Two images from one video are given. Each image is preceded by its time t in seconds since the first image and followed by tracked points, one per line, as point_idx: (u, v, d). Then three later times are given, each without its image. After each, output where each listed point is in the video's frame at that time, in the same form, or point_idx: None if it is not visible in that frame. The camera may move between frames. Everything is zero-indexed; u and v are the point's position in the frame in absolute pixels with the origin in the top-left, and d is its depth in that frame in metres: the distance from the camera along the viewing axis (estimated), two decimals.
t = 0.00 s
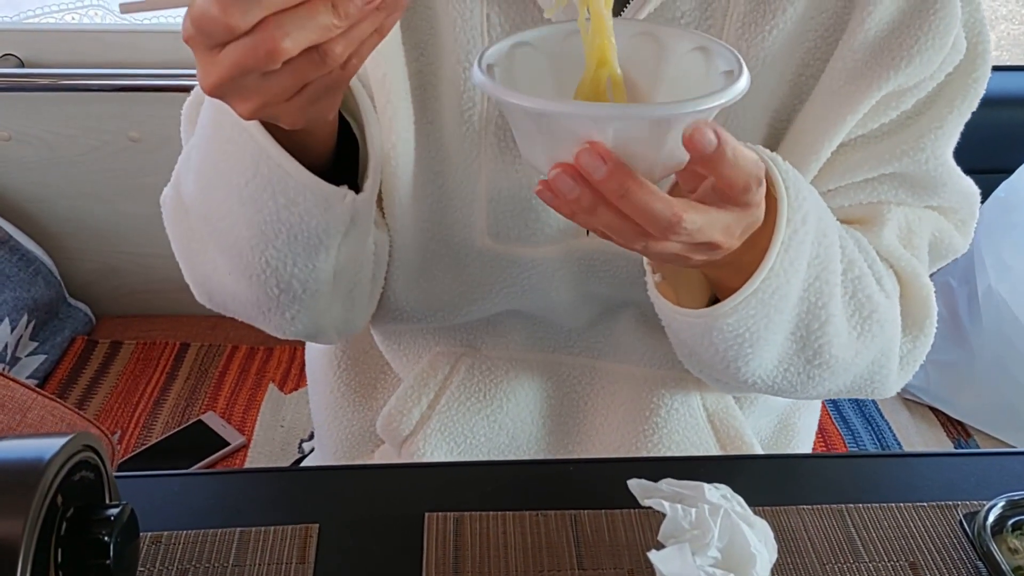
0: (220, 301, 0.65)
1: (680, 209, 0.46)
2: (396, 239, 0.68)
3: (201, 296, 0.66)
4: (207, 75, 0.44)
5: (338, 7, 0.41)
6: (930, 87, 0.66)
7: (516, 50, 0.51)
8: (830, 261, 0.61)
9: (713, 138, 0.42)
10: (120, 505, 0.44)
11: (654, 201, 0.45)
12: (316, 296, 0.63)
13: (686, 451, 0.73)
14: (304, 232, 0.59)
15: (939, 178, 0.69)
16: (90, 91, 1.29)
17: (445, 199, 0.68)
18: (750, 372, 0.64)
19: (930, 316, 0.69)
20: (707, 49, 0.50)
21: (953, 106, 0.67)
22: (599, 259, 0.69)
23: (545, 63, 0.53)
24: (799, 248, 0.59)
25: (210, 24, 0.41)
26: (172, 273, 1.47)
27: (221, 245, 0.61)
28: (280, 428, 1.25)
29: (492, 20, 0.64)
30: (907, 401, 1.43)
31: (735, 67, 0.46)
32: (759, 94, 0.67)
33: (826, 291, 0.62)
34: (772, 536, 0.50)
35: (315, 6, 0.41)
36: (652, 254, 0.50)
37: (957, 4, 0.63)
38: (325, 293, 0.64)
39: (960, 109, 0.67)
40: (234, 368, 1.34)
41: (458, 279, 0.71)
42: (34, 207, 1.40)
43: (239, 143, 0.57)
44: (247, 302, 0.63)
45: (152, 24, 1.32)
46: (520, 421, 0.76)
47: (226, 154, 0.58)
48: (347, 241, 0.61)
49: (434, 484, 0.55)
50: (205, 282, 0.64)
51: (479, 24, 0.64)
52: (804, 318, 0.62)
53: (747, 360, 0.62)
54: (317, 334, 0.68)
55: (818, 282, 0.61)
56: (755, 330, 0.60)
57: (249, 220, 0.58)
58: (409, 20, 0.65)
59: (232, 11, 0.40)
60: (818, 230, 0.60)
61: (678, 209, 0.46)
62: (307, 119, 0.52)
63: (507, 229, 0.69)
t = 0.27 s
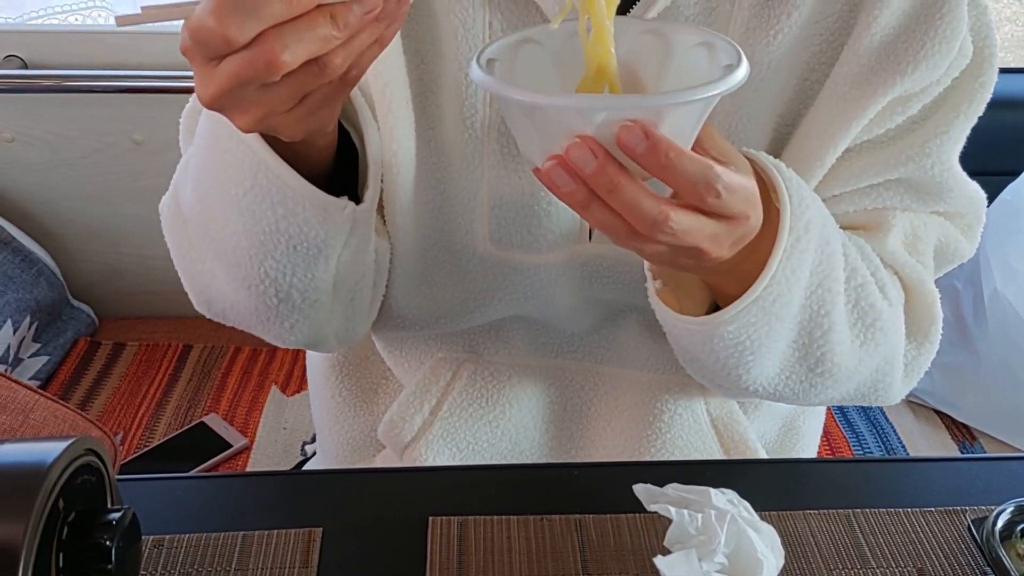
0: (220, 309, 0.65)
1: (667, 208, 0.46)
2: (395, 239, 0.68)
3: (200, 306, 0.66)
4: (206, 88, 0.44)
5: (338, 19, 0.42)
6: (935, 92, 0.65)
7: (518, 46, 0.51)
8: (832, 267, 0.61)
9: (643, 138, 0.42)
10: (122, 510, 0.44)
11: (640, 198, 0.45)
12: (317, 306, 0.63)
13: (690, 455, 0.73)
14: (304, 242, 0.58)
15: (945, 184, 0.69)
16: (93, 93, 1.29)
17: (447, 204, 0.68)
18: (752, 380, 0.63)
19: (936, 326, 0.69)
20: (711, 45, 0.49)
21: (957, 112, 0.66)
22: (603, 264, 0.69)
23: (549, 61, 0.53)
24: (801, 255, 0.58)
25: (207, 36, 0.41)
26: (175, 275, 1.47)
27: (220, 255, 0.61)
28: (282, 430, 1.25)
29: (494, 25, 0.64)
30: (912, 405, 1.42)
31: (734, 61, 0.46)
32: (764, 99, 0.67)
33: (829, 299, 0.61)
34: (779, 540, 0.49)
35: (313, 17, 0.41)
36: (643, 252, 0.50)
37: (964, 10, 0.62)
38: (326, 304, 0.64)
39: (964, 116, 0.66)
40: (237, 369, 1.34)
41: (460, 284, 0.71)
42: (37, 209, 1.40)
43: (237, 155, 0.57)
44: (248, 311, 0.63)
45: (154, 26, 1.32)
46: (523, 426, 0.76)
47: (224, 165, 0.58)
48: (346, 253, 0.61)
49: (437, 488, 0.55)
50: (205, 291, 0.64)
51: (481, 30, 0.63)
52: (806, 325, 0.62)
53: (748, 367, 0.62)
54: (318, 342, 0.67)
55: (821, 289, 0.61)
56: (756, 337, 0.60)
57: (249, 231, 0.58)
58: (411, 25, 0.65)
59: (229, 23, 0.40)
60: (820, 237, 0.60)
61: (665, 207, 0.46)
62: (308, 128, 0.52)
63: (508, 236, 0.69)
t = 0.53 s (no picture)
0: (221, 316, 0.64)
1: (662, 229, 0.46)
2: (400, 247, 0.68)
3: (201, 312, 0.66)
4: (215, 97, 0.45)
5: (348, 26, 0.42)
6: (942, 104, 0.65)
7: (544, 45, 0.50)
8: (842, 283, 0.61)
9: (661, 146, 0.41)
10: (120, 518, 0.43)
11: (637, 218, 0.45)
12: (320, 314, 0.63)
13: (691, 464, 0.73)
14: (309, 250, 0.58)
15: (951, 194, 0.68)
16: (96, 96, 1.29)
17: (450, 212, 0.68)
18: (760, 392, 0.63)
19: (939, 338, 0.68)
20: (738, 54, 0.48)
21: (966, 124, 0.66)
22: (607, 273, 0.69)
23: (575, 61, 0.52)
24: (813, 271, 0.58)
25: (218, 46, 0.41)
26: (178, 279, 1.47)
27: (223, 262, 0.60)
28: (284, 434, 1.25)
29: (499, 33, 0.64)
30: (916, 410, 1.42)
31: (763, 74, 0.45)
32: (769, 106, 0.67)
33: (838, 314, 0.61)
34: (781, 551, 0.49)
35: (323, 26, 0.41)
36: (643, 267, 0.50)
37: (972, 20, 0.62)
38: (329, 311, 0.63)
39: (971, 127, 0.66)
40: (239, 372, 1.34)
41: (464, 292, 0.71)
42: (40, 212, 1.40)
43: (242, 162, 0.57)
44: (250, 318, 0.63)
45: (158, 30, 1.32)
46: (526, 434, 0.76)
47: (230, 172, 0.57)
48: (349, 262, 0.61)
49: (438, 496, 0.55)
50: (207, 298, 0.64)
51: (486, 38, 0.63)
52: (815, 339, 0.61)
53: (756, 381, 0.61)
54: (320, 349, 0.67)
55: (830, 303, 0.61)
56: (765, 352, 0.59)
57: (253, 239, 0.58)
58: (416, 35, 0.64)
59: (239, 31, 0.40)
60: (831, 253, 0.60)
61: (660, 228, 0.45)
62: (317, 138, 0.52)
63: (514, 244, 0.69)
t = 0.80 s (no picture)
0: (225, 316, 0.65)
1: (678, 241, 0.46)
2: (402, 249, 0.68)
3: (205, 312, 0.66)
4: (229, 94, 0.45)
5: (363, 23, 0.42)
6: (949, 117, 0.65)
7: (562, 64, 0.51)
8: (851, 297, 0.61)
9: (689, 157, 0.41)
10: (122, 522, 0.44)
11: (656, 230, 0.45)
12: (324, 314, 0.63)
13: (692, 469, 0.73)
14: (316, 250, 0.59)
15: (955, 209, 0.69)
16: (98, 100, 1.29)
17: (455, 217, 0.68)
18: (767, 405, 0.63)
19: (939, 348, 0.68)
20: (756, 60, 0.49)
21: (972, 138, 0.66)
22: (610, 280, 0.69)
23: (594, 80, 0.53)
24: (823, 286, 0.58)
25: (233, 43, 0.41)
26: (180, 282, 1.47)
27: (229, 261, 0.61)
28: (284, 437, 1.25)
29: (508, 39, 0.64)
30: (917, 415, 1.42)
31: (781, 75, 0.45)
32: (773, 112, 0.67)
33: (846, 328, 0.61)
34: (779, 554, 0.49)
35: (337, 25, 0.42)
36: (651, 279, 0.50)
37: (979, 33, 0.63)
38: (333, 311, 0.64)
39: (976, 141, 0.66)
40: (241, 374, 1.34)
41: (468, 297, 0.71)
42: (42, 216, 1.41)
43: (250, 161, 0.57)
44: (255, 318, 0.63)
45: (159, 34, 1.33)
46: (528, 439, 0.76)
47: (237, 171, 0.57)
48: (355, 263, 0.62)
49: (439, 500, 0.55)
50: (210, 297, 0.64)
51: (495, 44, 0.63)
52: (822, 352, 0.62)
53: (764, 394, 0.61)
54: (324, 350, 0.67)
55: (839, 316, 0.61)
56: (773, 364, 0.59)
57: (260, 238, 0.58)
58: (426, 44, 0.65)
59: (255, 28, 0.41)
60: (842, 268, 0.60)
61: (676, 241, 0.46)
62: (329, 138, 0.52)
63: (519, 249, 0.69)
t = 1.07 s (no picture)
0: (231, 322, 0.65)
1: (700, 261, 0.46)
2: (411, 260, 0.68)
3: (213, 319, 0.66)
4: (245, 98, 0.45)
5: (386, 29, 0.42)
6: (958, 127, 0.66)
7: (581, 72, 0.51)
8: (864, 307, 0.61)
9: (717, 169, 0.41)
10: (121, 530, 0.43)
11: (679, 249, 0.45)
12: (336, 321, 0.63)
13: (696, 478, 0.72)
14: (331, 258, 0.58)
15: (963, 219, 0.69)
16: (97, 105, 1.29)
17: (461, 224, 0.68)
18: (778, 417, 0.62)
19: (945, 358, 0.68)
20: (780, 68, 0.49)
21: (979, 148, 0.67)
22: (616, 289, 0.69)
23: (612, 89, 0.53)
24: (839, 298, 0.58)
25: (251, 46, 0.41)
26: (179, 288, 1.47)
27: (242, 267, 0.60)
28: (282, 444, 1.24)
29: (518, 45, 0.64)
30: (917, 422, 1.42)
31: (809, 84, 0.45)
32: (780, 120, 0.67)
33: (858, 340, 0.61)
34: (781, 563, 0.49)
35: (358, 28, 0.41)
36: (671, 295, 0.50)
37: (988, 43, 0.64)
38: (345, 319, 0.63)
39: (982, 152, 0.67)
40: (239, 381, 1.34)
41: (473, 305, 0.71)
42: (41, 221, 1.40)
43: (266, 168, 0.57)
44: (267, 325, 0.63)
45: (158, 39, 1.32)
46: (530, 447, 0.76)
47: (254, 178, 0.57)
48: (371, 271, 0.61)
49: (443, 509, 0.55)
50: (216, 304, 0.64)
51: (505, 51, 0.63)
52: (835, 364, 0.61)
53: (777, 407, 0.61)
54: (333, 357, 0.67)
55: (852, 327, 0.61)
56: (788, 377, 0.59)
57: (275, 244, 0.58)
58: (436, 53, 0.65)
59: (274, 32, 0.40)
60: (856, 279, 0.60)
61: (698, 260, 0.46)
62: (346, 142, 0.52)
63: (527, 256, 0.68)
